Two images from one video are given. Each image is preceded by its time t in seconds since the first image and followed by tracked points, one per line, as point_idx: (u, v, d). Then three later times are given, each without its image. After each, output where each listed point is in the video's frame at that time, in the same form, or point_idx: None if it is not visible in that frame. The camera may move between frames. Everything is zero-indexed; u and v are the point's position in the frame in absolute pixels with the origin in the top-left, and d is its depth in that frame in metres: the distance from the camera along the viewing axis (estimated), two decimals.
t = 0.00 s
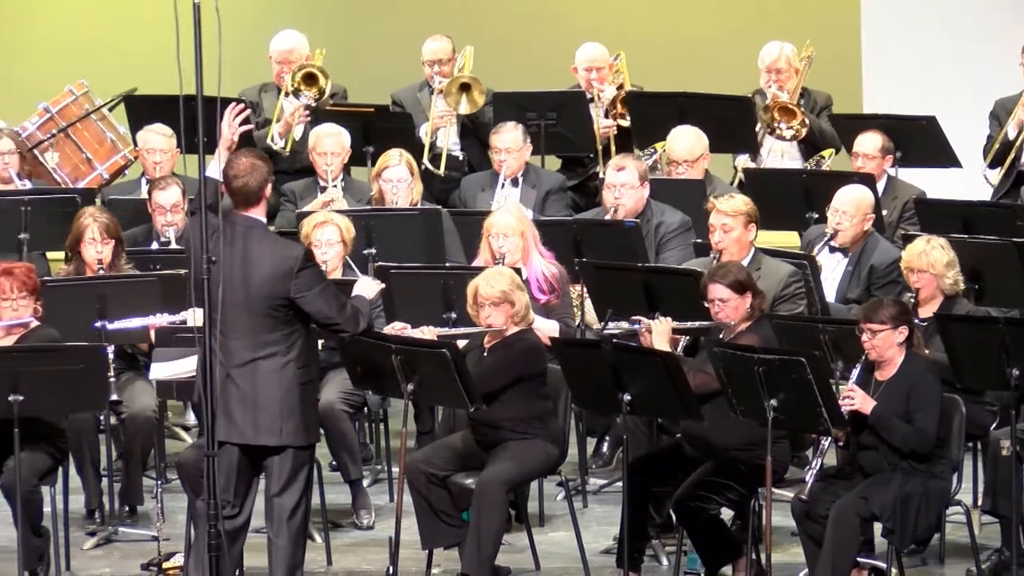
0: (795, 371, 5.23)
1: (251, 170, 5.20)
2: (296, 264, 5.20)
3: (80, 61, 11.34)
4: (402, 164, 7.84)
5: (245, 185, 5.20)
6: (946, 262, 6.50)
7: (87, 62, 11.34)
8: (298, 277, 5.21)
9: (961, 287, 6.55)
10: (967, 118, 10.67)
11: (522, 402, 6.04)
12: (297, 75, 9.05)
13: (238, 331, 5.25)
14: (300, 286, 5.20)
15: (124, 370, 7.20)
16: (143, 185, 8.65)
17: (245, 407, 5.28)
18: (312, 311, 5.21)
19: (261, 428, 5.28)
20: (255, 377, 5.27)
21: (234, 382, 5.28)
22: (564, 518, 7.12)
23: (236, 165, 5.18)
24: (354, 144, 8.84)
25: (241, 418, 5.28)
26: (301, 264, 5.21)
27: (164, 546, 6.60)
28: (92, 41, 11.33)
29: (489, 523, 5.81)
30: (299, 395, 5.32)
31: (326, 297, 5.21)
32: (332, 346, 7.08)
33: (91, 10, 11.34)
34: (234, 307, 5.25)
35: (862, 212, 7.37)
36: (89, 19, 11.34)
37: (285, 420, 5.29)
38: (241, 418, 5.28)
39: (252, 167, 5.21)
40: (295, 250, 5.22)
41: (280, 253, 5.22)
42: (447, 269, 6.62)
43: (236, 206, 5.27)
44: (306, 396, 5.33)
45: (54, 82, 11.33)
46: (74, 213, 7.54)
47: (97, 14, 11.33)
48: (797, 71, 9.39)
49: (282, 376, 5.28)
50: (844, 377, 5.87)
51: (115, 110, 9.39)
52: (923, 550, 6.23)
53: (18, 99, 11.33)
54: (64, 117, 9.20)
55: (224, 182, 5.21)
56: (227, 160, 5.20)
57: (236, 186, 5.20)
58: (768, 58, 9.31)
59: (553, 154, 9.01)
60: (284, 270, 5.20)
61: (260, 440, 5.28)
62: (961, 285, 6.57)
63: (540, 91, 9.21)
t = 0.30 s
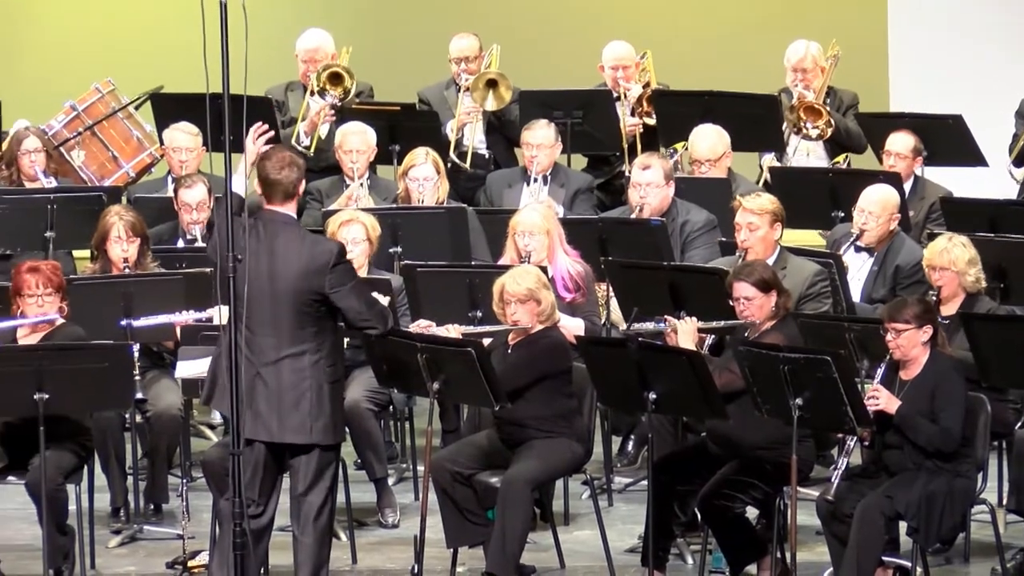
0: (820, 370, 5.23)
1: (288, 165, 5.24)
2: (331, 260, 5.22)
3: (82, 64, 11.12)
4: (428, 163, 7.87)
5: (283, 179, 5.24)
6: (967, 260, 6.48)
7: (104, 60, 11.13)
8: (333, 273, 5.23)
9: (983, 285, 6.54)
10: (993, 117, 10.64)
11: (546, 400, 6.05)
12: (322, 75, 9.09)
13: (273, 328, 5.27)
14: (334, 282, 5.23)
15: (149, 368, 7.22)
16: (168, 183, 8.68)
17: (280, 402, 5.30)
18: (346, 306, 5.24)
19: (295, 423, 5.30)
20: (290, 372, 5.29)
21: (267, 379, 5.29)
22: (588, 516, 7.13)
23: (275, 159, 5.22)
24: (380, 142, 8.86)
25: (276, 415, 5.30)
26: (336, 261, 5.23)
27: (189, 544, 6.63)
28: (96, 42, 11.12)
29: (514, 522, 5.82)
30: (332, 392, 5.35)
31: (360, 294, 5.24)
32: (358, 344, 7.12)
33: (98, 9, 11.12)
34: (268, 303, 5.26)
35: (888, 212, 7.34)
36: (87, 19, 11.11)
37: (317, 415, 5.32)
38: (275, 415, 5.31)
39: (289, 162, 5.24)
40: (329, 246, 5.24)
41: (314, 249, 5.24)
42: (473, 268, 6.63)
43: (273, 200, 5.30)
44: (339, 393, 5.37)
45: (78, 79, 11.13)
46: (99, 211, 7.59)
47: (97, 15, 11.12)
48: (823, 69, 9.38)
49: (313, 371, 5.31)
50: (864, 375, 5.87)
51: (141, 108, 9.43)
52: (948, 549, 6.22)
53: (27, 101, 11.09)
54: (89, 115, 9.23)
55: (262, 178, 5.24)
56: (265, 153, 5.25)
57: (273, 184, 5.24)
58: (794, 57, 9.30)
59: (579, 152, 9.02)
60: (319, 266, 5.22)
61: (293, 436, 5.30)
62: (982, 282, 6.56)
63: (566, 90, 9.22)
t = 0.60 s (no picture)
0: (837, 368, 5.23)
1: (307, 159, 5.31)
2: (354, 249, 5.27)
3: (91, 62, 11.11)
4: (446, 161, 7.88)
5: (304, 173, 5.30)
6: (984, 258, 6.47)
7: (116, 58, 11.13)
8: (356, 262, 5.28)
9: (1000, 283, 6.53)
10: (1011, 114, 10.61)
11: (563, 399, 6.06)
12: (338, 74, 9.11)
13: (295, 322, 5.27)
14: (357, 271, 5.28)
15: (166, 367, 7.24)
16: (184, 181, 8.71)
17: (303, 398, 5.29)
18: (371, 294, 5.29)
19: (319, 417, 5.31)
20: (313, 365, 5.29)
21: (289, 374, 5.28)
22: (605, 515, 7.13)
23: (295, 153, 5.29)
24: (396, 141, 8.88)
25: (298, 410, 5.30)
26: (359, 249, 5.29)
27: (205, 543, 6.65)
28: (105, 41, 11.13)
29: (531, 521, 5.83)
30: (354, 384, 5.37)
31: (386, 279, 5.31)
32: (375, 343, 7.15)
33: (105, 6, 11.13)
34: (289, 297, 5.26)
35: (905, 211, 7.32)
36: (88, 19, 11.11)
37: (341, 408, 5.33)
38: (297, 410, 5.30)
39: (308, 156, 5.32)
40: (351, 235, 5.30)
41: (336, 238, 5.28)
42: (489, 267, 6.63)
43: (293, 194, 5.34)
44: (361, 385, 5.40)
45: (92, 77, 11.11)
46: (116, 210, 7.62)
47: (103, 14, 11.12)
48: (840, 68, 9.37)
49: (336, 362, 5.33)
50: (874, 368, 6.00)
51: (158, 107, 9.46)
52: (965, 548, 6.21)
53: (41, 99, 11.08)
54: (106, 114, 9.28)
55: (280, 173, 5.31)
56: (284, 149, 5.33)
57: (290, 180, 5.30)
58: (810, 56, 9.29)
59: (595, 151, 9.02)
60: (343, 255, 5.27)
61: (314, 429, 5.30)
62: (1000, 281, 6.55)
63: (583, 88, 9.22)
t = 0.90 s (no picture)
0: (865, 367, 5.22)
1: (334, 159, 5.33)
2: (387, 244, 5.31)
3: (117, 59, 11.14)
4: (473, 160, 7.90)
5: (331, 171, 5.32)
6: (1019, 258, 6.46)
7: (143, 56, 11.16)
8: (389, 257, 5.32)
9: None
10: None
11: (591, 398, 6.07)
12: (365, 73, 9.11)
13: (325, 319, 5.28)
14: (390, 266, 5.32)
15: (195, 365, 7.28)
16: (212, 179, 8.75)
17: (333, 395, 5.31)
18: (403, 290, 5.32)
19: (350, 413, 5.33)
20: (344, 362, 5.31)
21: (320, 371, 5.29)
22: (633, 514, 7.14)
23: (321, 153, 5.31)
24: (425, 139, 8.90)
25: (328, 407, 5.31)
26: (391, 245, 5.33)
27: (233, 542, 6.69)
28: (130, 40, 11.15)
29: (559, 520, 5.85)
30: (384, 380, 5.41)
31: (417, 275, 5.33)
32: (403, 342, 7.16)
33: (128, 6, 11.16)
34: (320, 294, 5.28)
35: (934, 210, 7.30)
36: (88, 21, 11.11)
37: (373, 404, 5.36)
38: (327, 407, 5.31)
39: (334, 156, 5.34)
40: (382, 231, 5.34)
41: (368, 234, 5.32)
42: (517, 265, 6.65)
43: (322, 193, 5.36)
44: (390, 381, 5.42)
45: (103, 77, 11.11)
46: (144, 208, 7.69)
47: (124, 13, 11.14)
48: (869, 67, 9.35)
49: (366, 360, 5.35)
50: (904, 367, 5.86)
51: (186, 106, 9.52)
52: (993, 547, 6.19)
53: (69, 98, 11.09)
54: (134, 112, 9.33)
55: (308, 173, 5.33)
56: (310, 150, 5.35)
57: (320, 179, 5.33)
58: (839, 56, 9.27)
59: (624, 150, 9.03)
60: (376, 251, 5.31)
61: (347, 426, 5.32)
62: None
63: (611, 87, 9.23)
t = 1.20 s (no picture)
0: (885, 367, 5.22)
1: (351, 157, 5.35)
2: (407, 241, 5.33)
3: (137, 58, 11.17)
4: (492, 159, 7.92)
5: (348, 170, 5.34)
6: None
7: (158, 55, 11.20)
8: (411, 254, 5.33)
9: None
10: None
11: (611, 397, 6.08)
12: (386, 72, 9.15)
13: (346, 317, 5.30)
14: (411, 262, 5.33)
15: (214, 364, 7.30)
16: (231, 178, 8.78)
17: (354, 394, 5.32)
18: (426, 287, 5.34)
19: (373, 411, 5.33)
20: (365, 360, 5.32)
21: (341, 369, 5.31)
22: (652, 513, 7.14)
23: (338, 151, 5.33)
24: (445, 139, 8.92)
25: (349, 405, 5.32)
26: (412, 243, 5.34)
27: (252, 541, 6.72)
28: (149, 39, 11.18)
29: (578, 519, 5.85)
30: (409, 378, 5.40)
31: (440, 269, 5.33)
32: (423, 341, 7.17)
33: (143, 6, 11.18)
34: (340, 292, 5.29)
35: (951, 207, 7.30)
36: (88, 21, 11.14)
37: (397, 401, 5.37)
38: (348, 405, 5.32)
39: (352, 154, 5.36)
40: (403, 229, 5.35)
41: (388, 231, 5.33)
42: (537, 264, 6.66)
43: (338, 192, 5.38)
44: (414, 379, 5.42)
45: (104, 77, 11.13)
46: (163, 207, 7.72)
47: (143, 12, 11.18)
48: (889, 66, 9.35)
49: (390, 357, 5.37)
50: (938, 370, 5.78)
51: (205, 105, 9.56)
52: (1012, 547, 6.19)
53: (90, 96, 11.13)
54: (154, 111, 9.34)
55: (322, 173, 5.35)
56: (326, 149, 5.37)
57: (336, 178, 5.34)
58: (860, 53, 9.27)
59: (643, 150, 9.04)
60: (396, 248, 5.32)
61: (371, 423, 5.33)
62: None
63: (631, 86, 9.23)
